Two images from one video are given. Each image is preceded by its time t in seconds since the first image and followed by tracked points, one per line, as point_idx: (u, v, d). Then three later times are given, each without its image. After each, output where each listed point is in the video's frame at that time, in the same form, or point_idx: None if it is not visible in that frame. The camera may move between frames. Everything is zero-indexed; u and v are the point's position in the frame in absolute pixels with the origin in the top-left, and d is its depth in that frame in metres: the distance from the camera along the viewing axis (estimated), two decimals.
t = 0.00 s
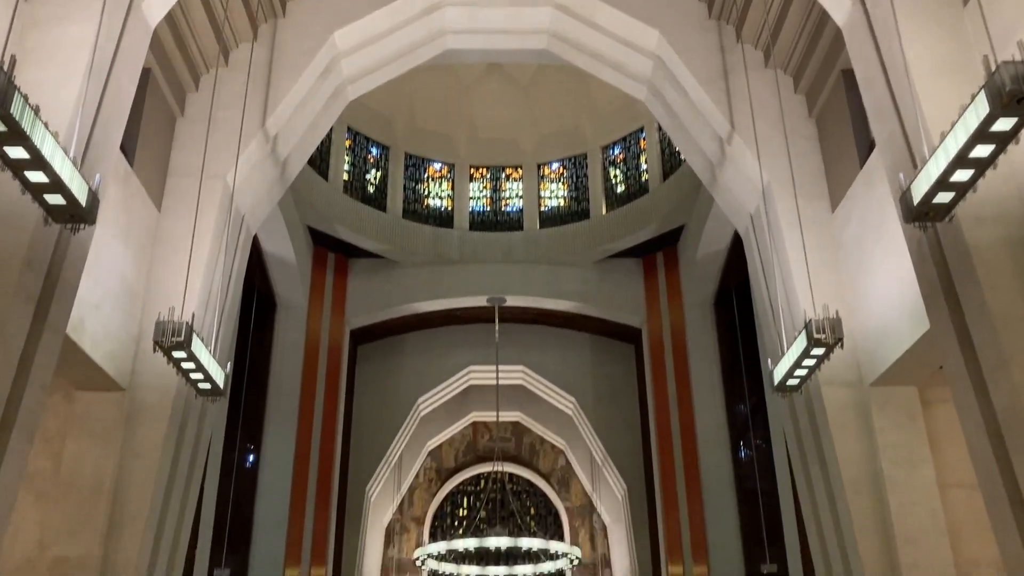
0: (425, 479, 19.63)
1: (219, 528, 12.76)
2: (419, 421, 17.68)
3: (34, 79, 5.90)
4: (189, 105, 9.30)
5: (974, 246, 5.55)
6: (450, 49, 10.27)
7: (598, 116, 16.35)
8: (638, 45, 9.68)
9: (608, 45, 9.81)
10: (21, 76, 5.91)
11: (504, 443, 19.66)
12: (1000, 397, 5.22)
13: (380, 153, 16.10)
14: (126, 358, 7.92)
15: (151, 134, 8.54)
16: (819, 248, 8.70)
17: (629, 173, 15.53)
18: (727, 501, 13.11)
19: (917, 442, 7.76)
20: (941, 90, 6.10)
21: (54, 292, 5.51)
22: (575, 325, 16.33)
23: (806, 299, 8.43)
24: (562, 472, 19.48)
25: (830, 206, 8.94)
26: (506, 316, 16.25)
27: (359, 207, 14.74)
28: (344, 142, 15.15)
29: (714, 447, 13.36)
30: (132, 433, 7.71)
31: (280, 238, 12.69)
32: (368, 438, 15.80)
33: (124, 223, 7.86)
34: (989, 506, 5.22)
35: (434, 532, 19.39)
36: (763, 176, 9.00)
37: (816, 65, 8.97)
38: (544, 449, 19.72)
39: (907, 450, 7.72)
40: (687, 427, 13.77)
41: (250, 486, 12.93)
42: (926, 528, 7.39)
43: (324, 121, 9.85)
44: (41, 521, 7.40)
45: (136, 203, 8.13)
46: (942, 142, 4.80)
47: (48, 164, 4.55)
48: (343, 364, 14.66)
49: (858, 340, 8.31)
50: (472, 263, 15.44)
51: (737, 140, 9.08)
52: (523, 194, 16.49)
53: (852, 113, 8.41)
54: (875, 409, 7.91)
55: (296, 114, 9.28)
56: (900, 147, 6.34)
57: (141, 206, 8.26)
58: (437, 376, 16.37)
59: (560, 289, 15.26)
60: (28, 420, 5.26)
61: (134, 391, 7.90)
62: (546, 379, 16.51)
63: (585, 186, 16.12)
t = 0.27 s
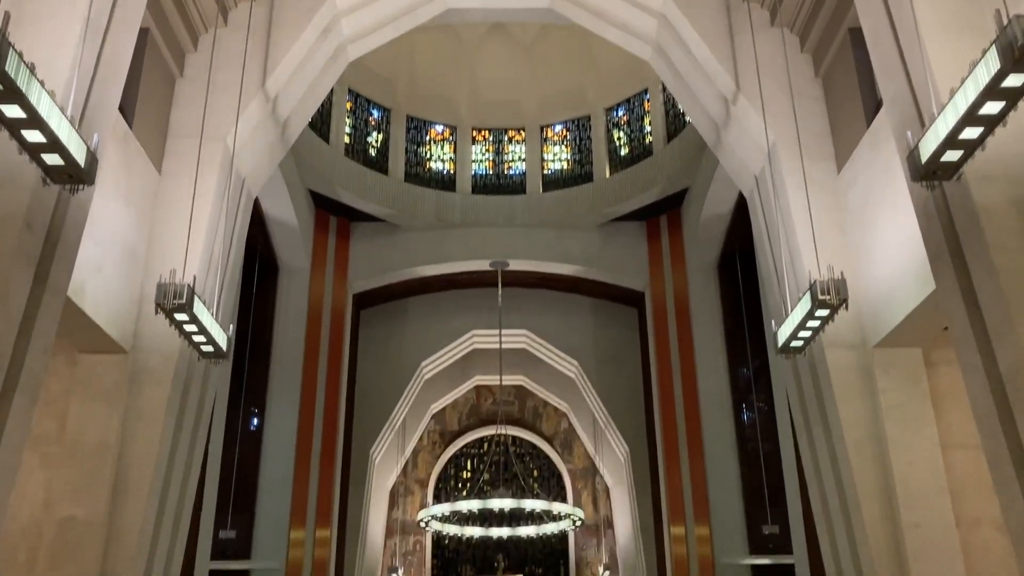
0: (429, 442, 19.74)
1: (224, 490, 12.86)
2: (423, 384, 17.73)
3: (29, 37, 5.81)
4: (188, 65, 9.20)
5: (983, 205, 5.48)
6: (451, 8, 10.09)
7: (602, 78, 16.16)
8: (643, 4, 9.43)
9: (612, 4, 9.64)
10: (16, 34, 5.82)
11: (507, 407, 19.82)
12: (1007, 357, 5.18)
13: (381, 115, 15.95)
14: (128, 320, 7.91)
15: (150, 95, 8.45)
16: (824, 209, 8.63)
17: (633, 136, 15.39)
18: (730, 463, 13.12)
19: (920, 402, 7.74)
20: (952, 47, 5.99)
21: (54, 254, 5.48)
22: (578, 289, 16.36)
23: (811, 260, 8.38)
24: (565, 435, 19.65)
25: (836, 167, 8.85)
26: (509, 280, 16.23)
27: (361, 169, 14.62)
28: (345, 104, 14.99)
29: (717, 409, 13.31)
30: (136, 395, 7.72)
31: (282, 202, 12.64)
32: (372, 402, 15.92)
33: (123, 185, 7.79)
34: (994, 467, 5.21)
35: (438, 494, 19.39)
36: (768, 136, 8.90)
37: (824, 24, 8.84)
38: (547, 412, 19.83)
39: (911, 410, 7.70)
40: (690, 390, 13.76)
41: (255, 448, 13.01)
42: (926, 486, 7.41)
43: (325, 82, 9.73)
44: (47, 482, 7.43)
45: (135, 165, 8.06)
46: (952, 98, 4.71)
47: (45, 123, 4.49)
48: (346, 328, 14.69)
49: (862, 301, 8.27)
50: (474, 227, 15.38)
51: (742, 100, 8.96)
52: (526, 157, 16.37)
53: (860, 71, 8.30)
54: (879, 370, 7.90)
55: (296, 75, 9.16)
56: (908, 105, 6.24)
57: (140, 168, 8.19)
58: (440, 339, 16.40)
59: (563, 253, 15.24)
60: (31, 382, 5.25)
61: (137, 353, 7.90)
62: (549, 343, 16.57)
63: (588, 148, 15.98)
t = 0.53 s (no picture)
0: (436, 406, 19.77)
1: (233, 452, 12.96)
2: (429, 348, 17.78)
3: None
4: (189, 28, 9.11)
5: (994, 164, 5.41)
6: None
7: (607, 39, 15.95)
8: None
9: None
10: None
11: (513, 370, 19.85)
12: (1016, 317, 5.15)
13: (384, 79, 15.80)
14: (134, 284, 7.91)
15: (151, 58, 8.37)
16: (832, 169, 8.55)
17: (639, 97, 15.21)
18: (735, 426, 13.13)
19: (927, 363, 7.72)
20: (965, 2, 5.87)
21: (57, 218, 5.46)
22: (583, 253, 16.32)
23: (818, 222, 8.32)
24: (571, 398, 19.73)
25: (845, 127, 8.75)
26: (514, 245, 16.19)
27: (366, 133, 14.52)
28: (349, 67, 14.82)
29: (723, 372, 13.27)
30: (143, 358, 7.75)
31: (286, 166, 12.57)
32: (379, 366, 15.99)
33: (126, 148, 7.75)
34: (1002, 427, 5.19)
35: (445, 457, 19.54)
36: (776, 96, 8.79)
37: None
38: (552, 376, 19.95)
39: (918, 371, 7.69)
40: (696, 353, 13.77)
41: (263, 411, 13.10)
42: (933, 448, 7.43)
43: (328, 44, 9.59)
44: (57, 445, 7.49)
45: (138, 128, 8.01)
46: (965, 54, 4.63)
47: (44, 84, 4.43)
48: (351, 292, 14.71)
49: (870, 263, 8.23)
50: (480, 191, 15.29)
51: (749, 59, 8.84)
52: (531, 120, 16.21)
53: (869, 29, 8.17)
54: (887, 331, 7.88)
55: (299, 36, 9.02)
56: (919, 63, 6.13)
57: (143, 131, 8.14)
58: (446, 304, 16.40)
59: (569, 216, 15.18)
60: (37, 346, 5.25)
61: (143, 317, 7.92)
62: (554, 307, 16.55)
63: (594, 111, 15.82)
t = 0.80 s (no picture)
0: (445, 371, 19.91)
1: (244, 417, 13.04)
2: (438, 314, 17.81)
3: None
4: None
5: (1012, 123, 5.31)
6: None
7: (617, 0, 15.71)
8: None
9: None
10: None
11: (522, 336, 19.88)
12: None
13: (392, 42, 15.58)
14: (142, 249, 7.90)
15: (155, 20, 8.28)
16: (845, 131, 8.44)
17: (649, 60, 14.98)
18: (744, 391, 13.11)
19: (938, 326, 7.67)
20: None
21: (64, 182, 5.43)
22: (592, 218, 16.23)
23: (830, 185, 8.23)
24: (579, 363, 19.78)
25: (858, 88, 8.62)
26: (523, 210, 16.12)
27: (373, 98, 14.43)
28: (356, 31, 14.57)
29: (733, 336, 13.31)
30: (153, 323, 7.77)
31: (294, 131, 12.50)
32: (389, 331, 16.05)
33: (132, 112, 7.70)
34: (1014, 390, 5.16)
35: (455, 421, 19.60)
36: (788, 57, 8.65)
37: None
38: (561, 341, 20.00)
39: (930, 334, 7.65)
40: (705, 318, 13.74)
41: (273, 376, 13.16)
42: (942, 411, 7.41)
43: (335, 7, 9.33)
44: (69, 409, 7.54)
45: (144, 92, 7.94)
46: (984, 9, 4.53)
47: (48, 45, 4.39)
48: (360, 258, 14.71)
49: (882, 226, 8.15)
50: (488, 156, 15.18)
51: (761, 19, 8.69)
52: (540, 84, 16.02)
53: None
54: (898, 294, 7.82)
55: None
56: (935, 21, 6.00)
57: (149, 94, 8.08)
58: (455, 269, 16.39)
59: (578, 181, 15.09)
60: (48, 310, 5.26)
61: (153, 282, 7.92)
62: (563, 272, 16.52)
63: (604, 74, 15.62)
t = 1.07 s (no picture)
0: (453, 338, 19.90)
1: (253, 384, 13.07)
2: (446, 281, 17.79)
3: None
4: None
5: None
6: None
7: None
8: None
9: None
10: None
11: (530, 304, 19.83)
12: None
13: (399, 6, 15.36)
14: (149, 214, 7.85)
15: None
16: (860, 94, 8.29)
17: (660, 24, 14.74)
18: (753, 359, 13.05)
19: (951, 293, 7.59)
20: None
21: (68, 147, 5.38)
22: (601, 185, 16.10)
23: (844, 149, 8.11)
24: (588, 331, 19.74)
25: (873, 50, 8.46)
26: (532, 177, 16.01)
27: (380, 63, 14.25)
28: None
29: (742, 305, 13.16)
30: (160, 289, 7.75)
31: (300, 96, 12.38)
32: (397, 299, 16.05)
33: (137, 76, 7.61)
34: None
35: (463, 387, 19.66)
36: (802, 18, 8.48)
37: None
38: (570, 309, 19.89)
39: (943, 301, 7.57)
40: (715, 285, 13.66)
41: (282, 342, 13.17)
42: (953, 379, 7.37)
43: None
44: (78, 375, 7.55)
45: (148, 55, 7.85)
46: None
47: (51, 5, 4.31)
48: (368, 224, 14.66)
49: (896, 191, 8.03)
50: (496, 121, 15.02)
51: None
52: (549, 48, 15.76)
53: None
54: (912, 260, 7.73)
55: None
56: None
57: (153, 58, 7.99)
58: (463, 236, 16.33)
59: (587, 147, 14.94)
60: (54, 276, 5.23)
61: (159, 248, 7.89)
62: (572, 240, 16.45)
63: (613, 39, 15.40)
